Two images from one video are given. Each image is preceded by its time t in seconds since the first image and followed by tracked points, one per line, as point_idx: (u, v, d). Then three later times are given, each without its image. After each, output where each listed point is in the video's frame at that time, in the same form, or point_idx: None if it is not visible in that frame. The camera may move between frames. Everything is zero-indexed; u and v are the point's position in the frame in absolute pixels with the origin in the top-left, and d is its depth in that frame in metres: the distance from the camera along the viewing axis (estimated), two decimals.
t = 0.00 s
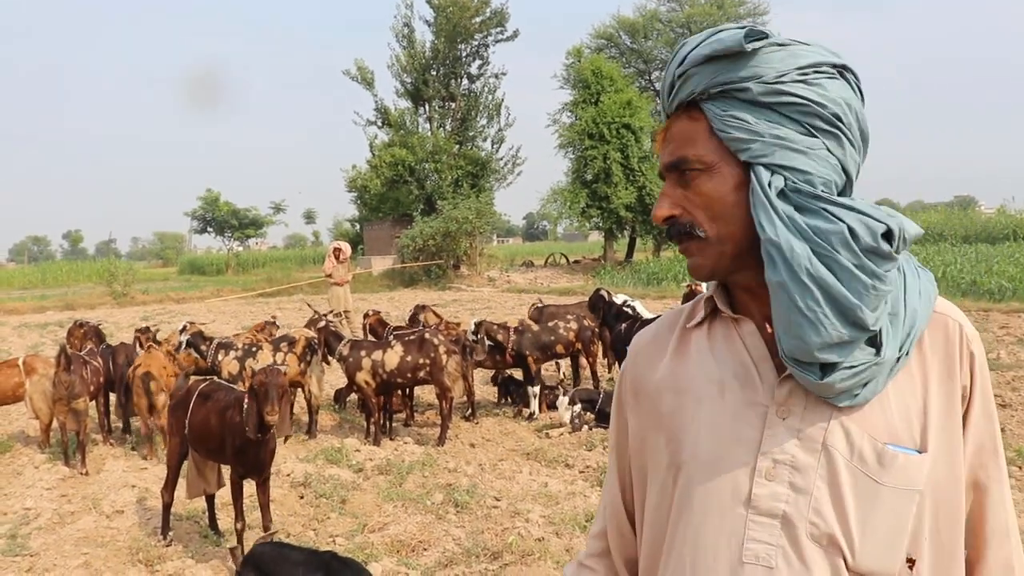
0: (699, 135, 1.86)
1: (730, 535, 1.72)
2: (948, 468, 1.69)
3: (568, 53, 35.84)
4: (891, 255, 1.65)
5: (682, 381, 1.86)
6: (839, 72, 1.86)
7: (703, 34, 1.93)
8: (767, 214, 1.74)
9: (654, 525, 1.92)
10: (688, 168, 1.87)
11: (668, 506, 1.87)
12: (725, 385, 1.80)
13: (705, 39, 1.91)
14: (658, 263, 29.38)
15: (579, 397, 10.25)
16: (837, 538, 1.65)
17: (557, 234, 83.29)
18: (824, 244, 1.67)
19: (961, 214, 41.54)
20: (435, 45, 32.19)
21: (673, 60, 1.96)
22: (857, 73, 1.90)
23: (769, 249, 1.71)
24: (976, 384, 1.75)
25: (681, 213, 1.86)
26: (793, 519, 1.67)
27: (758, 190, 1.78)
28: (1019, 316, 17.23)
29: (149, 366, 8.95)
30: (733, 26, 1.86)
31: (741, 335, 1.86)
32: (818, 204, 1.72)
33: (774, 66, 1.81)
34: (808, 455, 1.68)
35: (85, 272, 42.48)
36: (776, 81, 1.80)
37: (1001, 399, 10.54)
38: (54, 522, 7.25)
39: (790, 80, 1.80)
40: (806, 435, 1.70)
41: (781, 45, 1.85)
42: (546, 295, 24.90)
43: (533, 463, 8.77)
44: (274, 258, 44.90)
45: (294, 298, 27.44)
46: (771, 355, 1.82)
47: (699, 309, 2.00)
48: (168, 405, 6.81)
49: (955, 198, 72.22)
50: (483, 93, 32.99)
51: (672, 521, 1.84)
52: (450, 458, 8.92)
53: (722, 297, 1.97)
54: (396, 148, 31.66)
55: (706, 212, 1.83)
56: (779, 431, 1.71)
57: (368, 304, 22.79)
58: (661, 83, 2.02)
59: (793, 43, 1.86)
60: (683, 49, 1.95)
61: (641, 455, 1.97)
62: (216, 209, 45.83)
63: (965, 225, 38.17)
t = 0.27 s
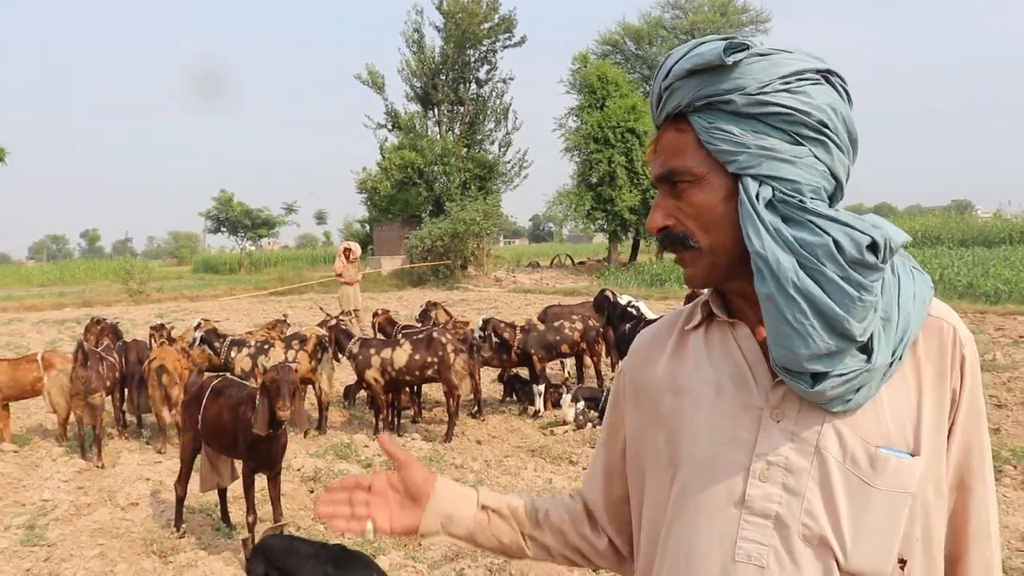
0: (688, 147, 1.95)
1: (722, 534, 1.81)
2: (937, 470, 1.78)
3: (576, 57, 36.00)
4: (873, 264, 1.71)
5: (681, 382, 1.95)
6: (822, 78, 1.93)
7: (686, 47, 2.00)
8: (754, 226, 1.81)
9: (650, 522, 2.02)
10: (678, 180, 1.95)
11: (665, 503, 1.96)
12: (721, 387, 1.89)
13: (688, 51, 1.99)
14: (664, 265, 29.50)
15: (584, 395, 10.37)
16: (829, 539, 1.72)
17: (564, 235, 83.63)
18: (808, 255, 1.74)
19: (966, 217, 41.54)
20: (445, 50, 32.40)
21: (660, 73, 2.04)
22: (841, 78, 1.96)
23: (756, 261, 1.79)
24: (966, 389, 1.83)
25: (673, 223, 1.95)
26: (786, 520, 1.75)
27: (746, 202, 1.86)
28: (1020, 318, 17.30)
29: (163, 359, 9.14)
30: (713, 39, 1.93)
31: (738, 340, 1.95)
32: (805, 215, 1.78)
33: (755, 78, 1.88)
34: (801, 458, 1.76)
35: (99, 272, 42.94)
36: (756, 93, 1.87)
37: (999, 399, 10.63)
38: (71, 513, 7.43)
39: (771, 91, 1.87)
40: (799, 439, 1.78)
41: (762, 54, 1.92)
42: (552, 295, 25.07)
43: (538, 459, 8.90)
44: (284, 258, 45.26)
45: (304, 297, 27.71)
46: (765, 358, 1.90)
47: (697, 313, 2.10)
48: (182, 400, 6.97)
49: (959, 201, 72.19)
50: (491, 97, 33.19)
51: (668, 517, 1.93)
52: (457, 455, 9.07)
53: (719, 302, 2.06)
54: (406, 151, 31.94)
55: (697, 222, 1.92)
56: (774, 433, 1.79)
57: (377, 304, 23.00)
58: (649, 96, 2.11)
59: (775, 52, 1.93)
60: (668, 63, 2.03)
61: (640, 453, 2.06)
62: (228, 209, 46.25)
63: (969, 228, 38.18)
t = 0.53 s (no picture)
0: (722, 143, 1.91)
1: (739, 537, 1.80)
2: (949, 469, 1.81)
3: (580, 58, 35.97)
4: (919, 281, 1.73)
5: (692, 383, 1.94)
6: (861, 86, 1.94)
7: (729, 39, 1.95)
8: (797, 230, 1.79)
9: (658, 524, 2.00)
10: (708, 176, 1.91)
11: (675, 505, 1.96)
12: (735, 388, 1.89)
13: (730, 45, 1.94)
14: (668, 265, 29.47)
15: (588, 395, 10.37)
16: (849, 540, 1.73)
17: (568, 236, 83.64)
18: (853, 265, 1.74)
19: (970, 218, 41.42)
20: (449, 51, 32.43)
21: (693, 61, 1.98)
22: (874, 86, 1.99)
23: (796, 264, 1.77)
24: (972, 391, 1.88)
25: (699, 220, 1.91)
26: (805, 522, 1.75)
27: (783, 205, 1.84)
28: None
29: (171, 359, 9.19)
30: (764, 35, 1.89)
31: (751, 340, 1.95)
32: (849, 225, 1.78)
33: (806, 80, 1.87)
34: (820, 460, 1.77)
35: (106, 272, 43.06)
36: (804, 98, 1.86)
37: (1004, 400, 10.58)
38: (77, 513, 7.45)
39: (819, 97, 1.86)
40: (817, 440, 1.78)
41: (812, 56, 1.90)
42: (556, 296, 25.06)
43: (543, 460, 8.90)
44: (290, 258, 45.33)
45: (310, 298, 27.75)
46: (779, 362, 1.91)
47: (705, 312, 2.09)
48: (188, 401, 6.98)
49: (962, 202, 71.93)
50: (496, 98, 33.19)
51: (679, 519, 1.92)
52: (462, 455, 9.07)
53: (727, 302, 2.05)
54: (411, 152, 31.97)
55: (725, 221, 1.88)
56: (793, 436, 1.79)
57: (382, 304, 23.02)
58: (673, 83, 2.05)
59: (823, 55, 1.91)
60: (704, 52, 1.98)
61: (647, 454, 2.05)
62: (234, 210, 46.33)
63: (974, 229, 38.07)
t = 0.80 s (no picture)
0: (785, 149, 1.89)
1: (761, 546, 1.80)
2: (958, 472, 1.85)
3: (585, 63, 35.95)
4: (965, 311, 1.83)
5: (709, 393, 1.94)
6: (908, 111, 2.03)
7: (800, 42, 1.92)
8: (862, 240, 1.81)
9: (673, 533, 2.00)
10: (767, 183, 1.89)
11: (691, 514, 1.95)
12: (753, 396, 1.89)
13: (804, 49, 1.92)
14: (671, 271, 29.47)
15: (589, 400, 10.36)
16: (871, 544, 1.75)
17: (571, 241, 83.66)
18: (912, 285, 1.79)
19: (972, 226, 41.41)
20: (454, 54, 32.47)
21: (755, 59, 1.92)
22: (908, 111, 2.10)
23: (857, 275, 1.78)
24: (975, 397, 1.93)
25: (751, 227, 1.89)
26: (826, 528, 1.76)
27: (840, 219, 1.86)
28: None
29: (173, 360, 9.19)
30: (847, 46, 1.89)
31: (767, 346, 1.95)
32: (907, 246, 1.85)
33: (878, 97, 1.90)
34: (840, 466, 1.78)
35: (109, 272, 43.05)
36: (875, 117, 1.90)
37: (1007, 409, 10.57)
38: (77, 513, 7.44)
39: (887, 115, 1.90)
40: (836, 445, 1.79)
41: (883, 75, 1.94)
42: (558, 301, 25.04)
43: (544, 465, 8.89)
44: (293, 260, 45.33)
45: (312, 300, 27.75)
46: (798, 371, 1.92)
47: (715, 319, 2.08)
48: (190, 402, 6.99)
49: (965, 210, 71.97)
50: (500, 102, 33.21)
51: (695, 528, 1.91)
52: (463, 459, 9.06)
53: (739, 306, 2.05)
54: (414, 155, 31.97)
55: (777, 232, 1.89)
56: (813, 442, 1.80)
57: (385, 307, 23.01)
58: (722, 76, 1.97)
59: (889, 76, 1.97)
60: (770, 50, 1.93)
61: (659, 464, 2.05)
62: (238, 212, 46.31)
63: (976, 238, 38.05)
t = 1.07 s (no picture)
0: (845, 148, 1.95)
1: (779, 547, 1.83)
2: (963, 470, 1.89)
3: (588, 65, 35.89)
4: (989, 320, 1.92)
5: (720, 395, 1.95)
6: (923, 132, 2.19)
7: (865, 49, 2.02)
8: (913, 238, 1.88)
9: (686, 536, 2.02)
10: (830, 178, 1.94)
11: (704, 518, 1.97)
12: (766, 398, 1.91)
13: (870, 55, 2.01)
14: (673, 273, 29.46)
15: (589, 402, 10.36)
16: (887, 541, 1.78)
17: (572, 243, 83.68)
18: (952, 285, 1.87)
19: (973, 231, 41.39)
20: (457, 56, 32.46)
21: (824, 55, 1.98)
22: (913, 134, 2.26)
23: (909, 268, 1.83)
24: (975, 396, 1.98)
25: (813, 221, 1.93)
26: (843, 525, 1.80)
27: (886, 220, 1.94)
28: None
29: (174, 359, 9.20)
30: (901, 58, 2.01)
31: (780, 345, 1.97)
32: (943, 250, 1.96)
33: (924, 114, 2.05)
34: (853, 463, 1.82)
35: (111, 271, 43.03)
36: (920, 132, 2.03)
37: (1007, 414, 10.57)
38: (78, 512, 7.45)
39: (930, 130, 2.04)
40: (850, 445, 1.84)
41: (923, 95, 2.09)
42: (560, 303, 25.04)
43: (545, 466, 8.90)
44: (295, 261, 45.31)
45: (314, 300, 27.75)
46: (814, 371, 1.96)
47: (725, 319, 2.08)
48: (192, 401, 7.00)
49: (966, 215, 71.92)
50: (503, 103, 33.17)
51: (710, 530, 1.93)
52: (464, 460, 9.07)
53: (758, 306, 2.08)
54: (417, 156, 31.95)
55: (834, 227, 1.94)
56: (827, 440, 1.84)
57: (386, 309, 23.01)
58: (786, 66, 2.00)
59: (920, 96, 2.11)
60: (837, 52, 2.00)
61: (670, 468, 2.06)
62: (240, 211, 46.27)
63: (978, 243, 38.05)
